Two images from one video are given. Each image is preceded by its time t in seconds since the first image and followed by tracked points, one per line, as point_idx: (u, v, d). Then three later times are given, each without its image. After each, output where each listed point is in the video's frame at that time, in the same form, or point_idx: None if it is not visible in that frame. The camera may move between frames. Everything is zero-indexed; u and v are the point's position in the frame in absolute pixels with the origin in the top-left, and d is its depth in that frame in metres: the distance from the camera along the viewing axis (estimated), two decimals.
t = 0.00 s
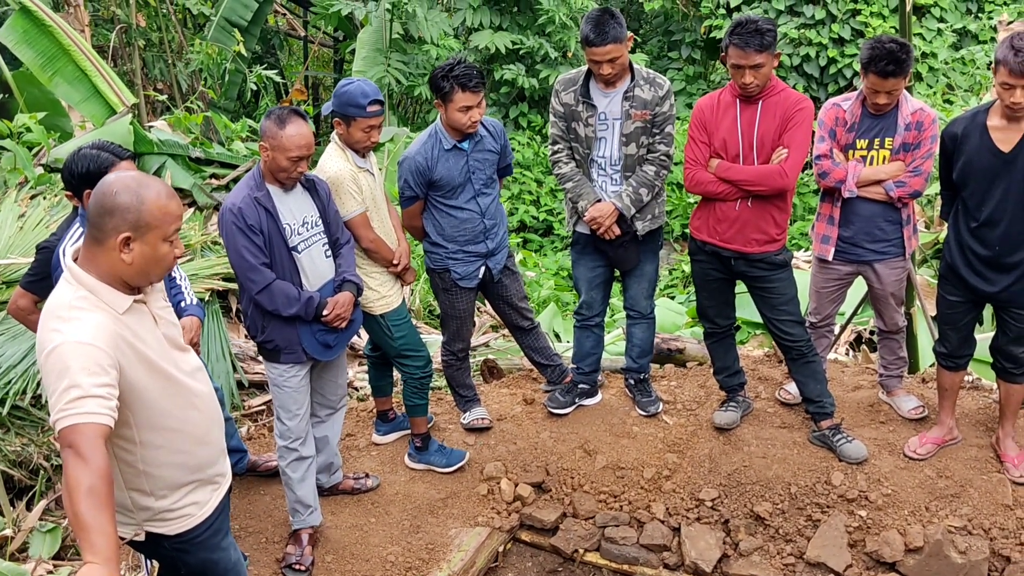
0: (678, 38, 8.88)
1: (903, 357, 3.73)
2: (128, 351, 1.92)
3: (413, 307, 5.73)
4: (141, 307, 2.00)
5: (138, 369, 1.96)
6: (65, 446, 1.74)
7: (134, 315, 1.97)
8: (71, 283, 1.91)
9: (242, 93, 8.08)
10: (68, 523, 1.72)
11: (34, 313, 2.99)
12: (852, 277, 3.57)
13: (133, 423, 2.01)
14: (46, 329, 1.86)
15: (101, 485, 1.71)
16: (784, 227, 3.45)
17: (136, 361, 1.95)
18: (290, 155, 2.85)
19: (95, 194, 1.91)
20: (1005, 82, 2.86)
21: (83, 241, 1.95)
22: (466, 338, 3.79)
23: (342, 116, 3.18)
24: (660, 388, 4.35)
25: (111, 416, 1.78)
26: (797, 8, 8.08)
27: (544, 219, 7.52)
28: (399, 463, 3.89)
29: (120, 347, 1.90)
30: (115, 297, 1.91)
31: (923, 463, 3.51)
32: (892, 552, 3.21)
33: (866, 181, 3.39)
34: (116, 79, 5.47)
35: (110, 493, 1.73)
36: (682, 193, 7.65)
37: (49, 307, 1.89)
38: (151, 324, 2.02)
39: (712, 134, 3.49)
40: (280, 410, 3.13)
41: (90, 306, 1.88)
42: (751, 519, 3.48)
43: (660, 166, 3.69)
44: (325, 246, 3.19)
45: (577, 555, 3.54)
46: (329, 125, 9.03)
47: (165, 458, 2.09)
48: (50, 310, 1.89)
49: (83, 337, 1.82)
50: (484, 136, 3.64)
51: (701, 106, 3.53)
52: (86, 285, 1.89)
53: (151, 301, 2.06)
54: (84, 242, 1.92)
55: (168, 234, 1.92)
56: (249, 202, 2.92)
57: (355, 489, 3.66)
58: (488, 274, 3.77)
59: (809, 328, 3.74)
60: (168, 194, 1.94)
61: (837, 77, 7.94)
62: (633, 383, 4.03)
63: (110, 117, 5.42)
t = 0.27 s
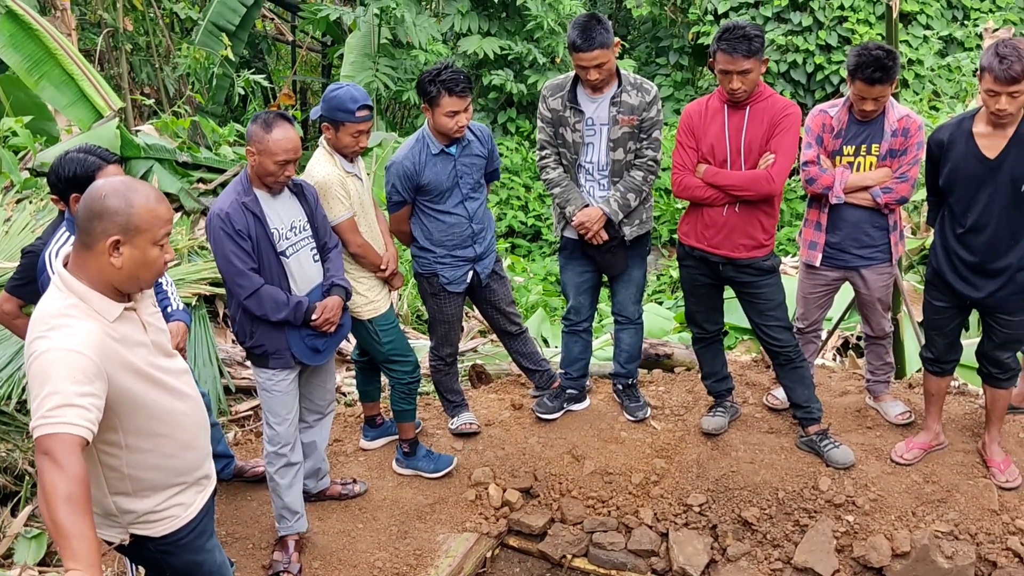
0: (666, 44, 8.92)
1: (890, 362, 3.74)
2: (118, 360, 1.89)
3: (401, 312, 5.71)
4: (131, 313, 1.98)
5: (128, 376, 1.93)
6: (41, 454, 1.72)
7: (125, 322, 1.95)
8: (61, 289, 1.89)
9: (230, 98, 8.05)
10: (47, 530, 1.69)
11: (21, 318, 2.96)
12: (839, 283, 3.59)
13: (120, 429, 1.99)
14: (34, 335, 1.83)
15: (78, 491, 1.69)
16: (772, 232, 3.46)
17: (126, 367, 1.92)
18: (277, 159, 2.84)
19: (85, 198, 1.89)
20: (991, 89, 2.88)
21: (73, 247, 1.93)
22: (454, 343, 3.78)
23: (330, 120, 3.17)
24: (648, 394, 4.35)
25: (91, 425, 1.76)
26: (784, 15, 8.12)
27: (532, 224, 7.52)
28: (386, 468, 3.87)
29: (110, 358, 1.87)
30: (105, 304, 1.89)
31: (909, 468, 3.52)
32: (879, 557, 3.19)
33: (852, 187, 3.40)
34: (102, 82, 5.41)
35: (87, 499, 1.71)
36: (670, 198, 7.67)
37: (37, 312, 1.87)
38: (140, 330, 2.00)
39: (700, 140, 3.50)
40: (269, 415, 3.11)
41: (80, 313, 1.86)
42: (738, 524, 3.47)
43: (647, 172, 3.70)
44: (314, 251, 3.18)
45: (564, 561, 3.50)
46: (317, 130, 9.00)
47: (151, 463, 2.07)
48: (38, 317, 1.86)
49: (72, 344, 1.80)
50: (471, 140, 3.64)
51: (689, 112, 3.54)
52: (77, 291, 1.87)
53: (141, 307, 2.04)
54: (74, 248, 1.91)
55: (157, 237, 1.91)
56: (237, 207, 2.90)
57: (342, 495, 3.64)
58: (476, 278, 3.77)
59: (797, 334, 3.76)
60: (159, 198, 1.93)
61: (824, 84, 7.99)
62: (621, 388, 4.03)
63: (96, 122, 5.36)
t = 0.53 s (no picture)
0: (653, 50, 8.96)
1: (876, 367, 3.76)
2: (102, 364, 1.87)
3: (388, 318, 5.69)
4: (116, 317, 1.96)
5: (113, 380, 1.91)
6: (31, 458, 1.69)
7: (109, 325, 1.92)
8: (46, 293, 1.87)
9: (216, 102, 8.01)
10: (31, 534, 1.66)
11: (4, 324, 2.92)
12: (825, 288, 3.60)
13: (105, 432, 1.96)
14: (19, 340, 1.81)
15: (67, 495, 1.67)
16: (758, 238, 3.47)
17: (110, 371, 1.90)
18: (263, 164, 2.82)
19: (65, 200, 1.87)
20: (976, 95, 2.90)
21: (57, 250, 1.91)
22: (442, 349, 3.77)
23: (318, 126, 3.16)
24: (635, 399, 4.35)
25: (78, 430, 1.74)
26: (770, 21, 8.16)
27: (519, 229, 7.52)
28: (373, 474, 3.85)
29: (94, 363, 1.85)
30: (90, 308, 1.87)
31: (895, 473, 3.53)
32: (865, 562, 3.20)
33: (838, 193, 3.42)
34: (88, 86, 5.38)
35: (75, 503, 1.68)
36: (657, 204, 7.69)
37: (22, 316, 1.85)
38: (126, 334, 1.98)
39: (686, 146, 3.52)
40: (253, 420, 3.09)
41: (66, 318, 1.84)
42: (725, 529, 3.47)
43: (633, 177, 3.71)
44: (300, 256, 3.16)
45: (551, 567, 3.49)
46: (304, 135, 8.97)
47: (136, 466, 2.04)
48: (23, 322, 1.84)
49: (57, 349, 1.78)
50: (458, 145, 3.64)
51: (676, 118, 3.56)
52: (61, 295, 1.85)
53: (127, 311, 2.02)
54: (57, 252, 1.89)
55: (138, 237, 1.88)
56: (224, 212, 2.88)
57: (328, 501, 3.61)
58: (464, 283, 3.76)
59: (783, 339, 3.77)
60: (139, 198, 1.90)
61: (810, 90, 8.05)
62: (608, 393, 4.03)
63: (81, 126, 5.34)
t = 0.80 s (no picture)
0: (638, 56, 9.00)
1: (859, 372, 3.78)
2: (81, 361, 1.84)
3: (373, 323, 5.67)
4: (98, 313, 1.94)
5: (93, 377, 1.88)
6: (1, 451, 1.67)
7: (89, 321, 1.90)
8: (26, 288, 1.85)
9: (200, 107, 7.97)
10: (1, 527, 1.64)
11: None
12: (809, 293, 3.62)
13: (85, 431, 1.93)
14: None
15: (32, 487, 1.64)
16: (743, 244, 3.48)
17: (89, 368, 1.87)
18: (250, 169, 2.80)
19: (43, 196, 1.85)
20: (958, 101, 2.92)
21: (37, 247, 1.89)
22: (427, 354, 3.75)
23: (304, 131, 3.14)
24: (620, 404, 4.35)
25: (50, 423, 1.70)
26: (755, 28, 8.21)
27: (504, 234, 7.51)
28: (357, 480, 3.82)
29: (74, 358, 1.83)
30: (70, 303, 1.85)
31: (879, 477, 3.55)
32: (849, 567, 3.21)
33: (822, 199, 3.44)
34: (71, 91, 5.35)
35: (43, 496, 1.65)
36: (642, 210, 7.71)
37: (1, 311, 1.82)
38: (108, 331, 1.95)
39: (671, 153, 3.53)
40: (238, 426, 3.06)
41: (44, 312, 1.82)
42: (710, 534, 3.47)
43: (618, 183, 3.71)
44: (285, 262, 3.13)
45: (536, 572, 3.48)
46: (289, 140, 8.94)
47: (116, 467, 2.01)
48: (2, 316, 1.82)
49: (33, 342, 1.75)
50: (443, 150, 3.62)
51: (661, 125, 3.57)
52: (42, 289, 1.83)
53: (109, 308, 2.00)
54: (37, 248, 1.88)
55: (115, 230, 1.86)
56: (209, 217, 2.85)
57: (313, 507, 3.58)
58: (449, 288, 3.75)
59: (767, 344, 3.78)
60: (115, 191, 1.88)
61: (794, 96, 8.11)
62: (593, 399, 4.03)
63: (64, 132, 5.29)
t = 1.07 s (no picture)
0: (621, 62, 9.04)
1: (841, 377, 3.80)
2: (58, 367, 1.81)
3: (356, 329, 5.64)
4: (76, 320, 1.91)
5: (71, 383, 1.85)
6: None
7: (66, 328, 1.87)
8: None
9: (181, 112, 7.91)
10: None
11: None
12: (791, 299, 3.64)
13: (67, 438, 1.90)
14: None
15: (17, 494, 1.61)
16: (725, 250, 3.49)
17: (67, 374, 1.84)
18: (233, 174, 2.78)
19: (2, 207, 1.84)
20: (938, 109, 2.95)
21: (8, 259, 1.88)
22: (410, 360, 3.73)
23: (288, 137, 3.11)
24: (603, 410, 4.35)
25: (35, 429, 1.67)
26: (736, 35, 8.27)
27: (488, 240, 7.50)
28: (340, 487, 3.79)
29: (51, 364, 1.80)
30: (43, 310, 1.83)
31: (860, 482, 3.57)
32: (831, 571, 3.21)
33: (803, 205, 3.45)
34: (50, 95, 5.20)
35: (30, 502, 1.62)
36: (625, 215, 7.73)
37: None
38: (87, 338, 1.92)
39: (653, 159, 3.54)
40: (220, 433, 3.03)
41: (18, 320, 1.79)
42: (693, 539, 3.47)
43: (600, 189, 3.71)
44: (268, 268, 3.10)
45: None
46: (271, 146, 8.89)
47: (99, 475, 1.98)
48: None
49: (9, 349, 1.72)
50: (426, 156, 3.61)
51: (643, 132, 3.58)
52: (16, 298, 1.81)
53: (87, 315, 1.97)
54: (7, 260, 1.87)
55: (71, 230, 1.82)
56: (191, 223, 2.82)
57: (295, 514, 3.55)
58: (432, 293, 3.73)
59: (750, 349, 3.79)
60: (73, 192, 1.86)
61: (776, 103, 8.17)
62: (577, 404, 4.02)
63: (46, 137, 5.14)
